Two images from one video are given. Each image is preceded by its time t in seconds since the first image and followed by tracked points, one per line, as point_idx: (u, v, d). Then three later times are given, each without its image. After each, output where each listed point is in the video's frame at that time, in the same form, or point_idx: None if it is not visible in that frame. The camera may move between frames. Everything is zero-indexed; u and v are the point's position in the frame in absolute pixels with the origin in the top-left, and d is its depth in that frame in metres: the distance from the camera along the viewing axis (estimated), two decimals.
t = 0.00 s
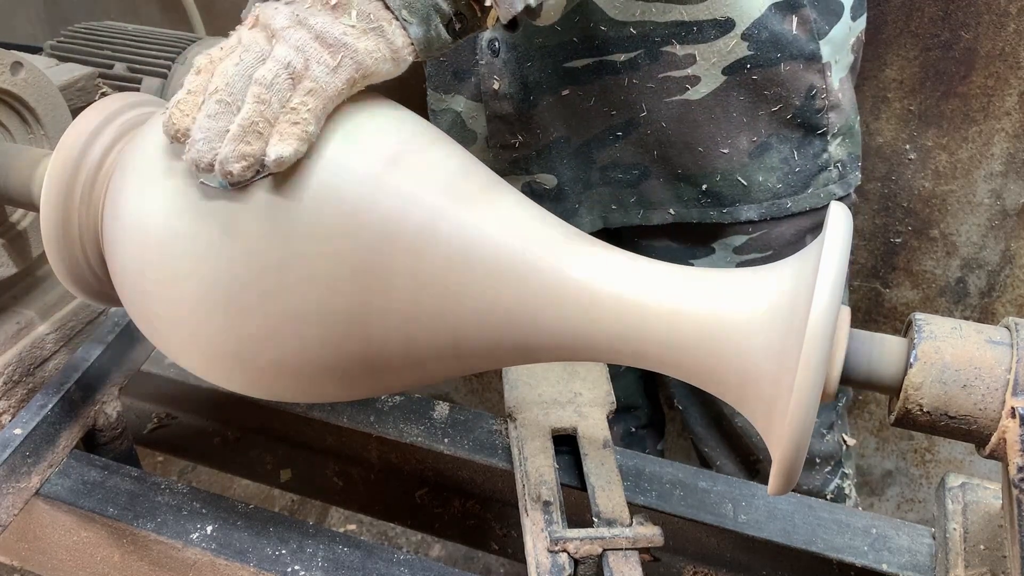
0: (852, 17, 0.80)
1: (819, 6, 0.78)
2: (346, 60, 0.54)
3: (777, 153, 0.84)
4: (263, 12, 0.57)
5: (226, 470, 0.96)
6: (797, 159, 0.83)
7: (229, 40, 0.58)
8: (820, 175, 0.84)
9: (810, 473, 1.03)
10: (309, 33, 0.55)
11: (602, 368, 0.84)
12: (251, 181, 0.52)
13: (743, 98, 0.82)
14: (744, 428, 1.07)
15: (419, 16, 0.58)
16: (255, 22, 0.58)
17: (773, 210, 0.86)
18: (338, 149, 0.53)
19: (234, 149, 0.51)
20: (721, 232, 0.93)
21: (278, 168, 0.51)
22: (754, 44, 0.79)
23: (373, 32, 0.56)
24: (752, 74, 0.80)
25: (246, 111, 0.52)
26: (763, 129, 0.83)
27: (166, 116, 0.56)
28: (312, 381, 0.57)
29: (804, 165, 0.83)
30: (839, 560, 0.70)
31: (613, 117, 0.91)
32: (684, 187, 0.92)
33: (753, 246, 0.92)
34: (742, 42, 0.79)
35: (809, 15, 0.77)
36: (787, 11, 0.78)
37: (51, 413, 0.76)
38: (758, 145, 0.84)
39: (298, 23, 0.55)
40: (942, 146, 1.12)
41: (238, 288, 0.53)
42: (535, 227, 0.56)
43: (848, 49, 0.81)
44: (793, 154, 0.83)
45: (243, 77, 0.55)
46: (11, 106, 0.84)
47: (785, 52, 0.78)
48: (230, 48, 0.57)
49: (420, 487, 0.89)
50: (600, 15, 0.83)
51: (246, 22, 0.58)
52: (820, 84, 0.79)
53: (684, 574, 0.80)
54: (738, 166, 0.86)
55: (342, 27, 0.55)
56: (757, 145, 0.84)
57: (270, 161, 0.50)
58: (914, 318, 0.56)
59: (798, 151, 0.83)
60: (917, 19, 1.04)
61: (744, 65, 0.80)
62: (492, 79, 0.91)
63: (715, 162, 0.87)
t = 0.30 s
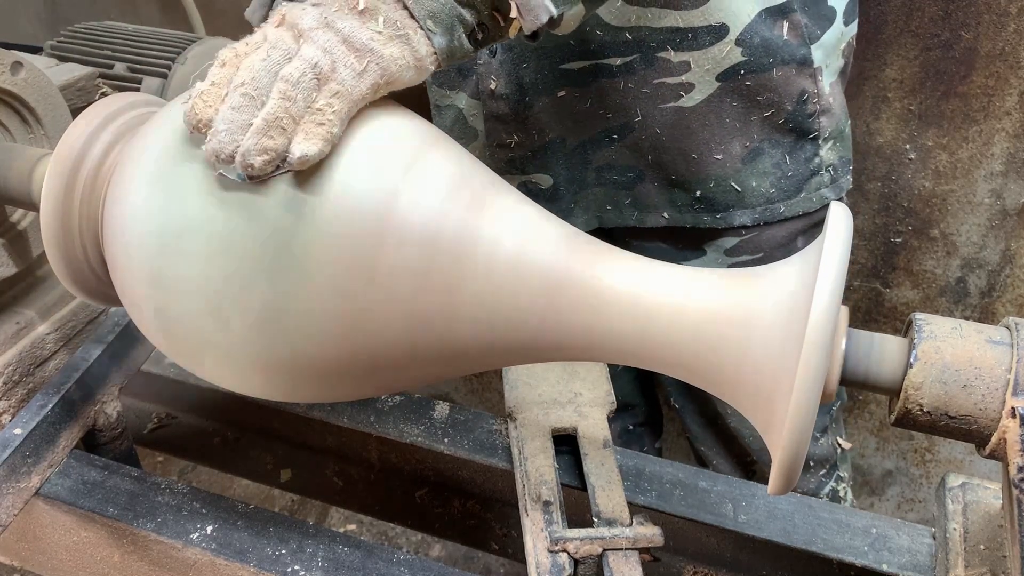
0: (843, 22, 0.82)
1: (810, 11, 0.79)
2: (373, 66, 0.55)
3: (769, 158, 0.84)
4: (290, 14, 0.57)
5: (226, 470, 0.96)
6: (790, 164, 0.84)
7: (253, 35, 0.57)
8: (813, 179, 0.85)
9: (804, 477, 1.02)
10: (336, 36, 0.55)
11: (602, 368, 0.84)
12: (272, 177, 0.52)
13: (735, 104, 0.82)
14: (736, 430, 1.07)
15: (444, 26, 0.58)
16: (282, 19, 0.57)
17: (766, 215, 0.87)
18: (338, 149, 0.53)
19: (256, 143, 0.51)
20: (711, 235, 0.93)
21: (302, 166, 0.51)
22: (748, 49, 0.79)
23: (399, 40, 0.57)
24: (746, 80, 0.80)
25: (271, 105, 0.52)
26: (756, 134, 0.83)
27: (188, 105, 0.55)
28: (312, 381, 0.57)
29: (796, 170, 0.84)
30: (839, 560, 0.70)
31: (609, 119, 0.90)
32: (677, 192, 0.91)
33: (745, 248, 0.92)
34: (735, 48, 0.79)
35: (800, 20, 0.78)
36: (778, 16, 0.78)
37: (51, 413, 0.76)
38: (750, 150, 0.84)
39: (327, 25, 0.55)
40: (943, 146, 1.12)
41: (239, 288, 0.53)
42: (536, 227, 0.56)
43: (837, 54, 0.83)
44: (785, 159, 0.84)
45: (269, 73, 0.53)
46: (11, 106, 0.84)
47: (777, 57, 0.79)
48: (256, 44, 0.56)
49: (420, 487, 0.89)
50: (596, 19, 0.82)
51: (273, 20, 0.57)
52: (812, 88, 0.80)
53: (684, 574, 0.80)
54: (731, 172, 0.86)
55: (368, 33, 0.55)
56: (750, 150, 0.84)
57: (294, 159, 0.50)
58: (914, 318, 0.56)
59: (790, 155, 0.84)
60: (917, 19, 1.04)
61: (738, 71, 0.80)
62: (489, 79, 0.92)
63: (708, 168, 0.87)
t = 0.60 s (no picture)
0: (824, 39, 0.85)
1: (786, 28, 0.84)
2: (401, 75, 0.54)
3: (744, 172, 0.87)
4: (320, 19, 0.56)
5: (226, 470, 0.96)
6: (765, 179, 0.86)
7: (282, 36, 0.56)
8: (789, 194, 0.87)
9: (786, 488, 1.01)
10: (367, 44, 0.54)
11: (602, 368, 0.84)
12: (295, 182, 0.52)
13: (710, 120, 0.86)
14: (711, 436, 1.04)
15: (472, 39, 0.58)
16: (311, 24, 0.56)
17: (743, 230, 0.89)
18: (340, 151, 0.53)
19: (283, 148, 0.51)
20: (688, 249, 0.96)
21: (327, 176, 0.51)
22: (716, 66, 0.84)
23: (428, 50, 0.56)
24: (723, 96, 0.84)
25: (299, 111, 0.52)
26: (729, 150, 0.87)
27: (213, 102, 0.54)
28: (313, 381, 0.57)
29: (772, 185, 0.86)
30: (839, 559, 0.70)
31: (593, 131, 0.94)
32: (656, 213, 0.95)
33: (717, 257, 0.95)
34: (706, 66, 0.84)
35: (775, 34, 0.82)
36: (753, 31, 0.82)
37: (51, 413, 0.76)
38: (725, 165, 0.87)
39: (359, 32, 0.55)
40: (943, 146, 1.13)
41: (240, 289, 0.53)
42: (536, 227, 0.56)
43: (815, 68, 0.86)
44: (760, 173, 0.86)
45: (300, 78, 0.53)
46: (11, 107, 0.84)
47: (749, 72, 0.83)
48: (285, 46, 0.55)
49: (420, 487, 0.89)
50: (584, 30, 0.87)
51: (302, 24, 0.57)
52: (787, 102, 0.83)
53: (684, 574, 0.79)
54: (707, 188, 0.89)
55: (397, 40, 0.55)
56: (724, 165, 0.87)
57: (320, 170, 0.51)
58: (914, 318, 0.56)
59: (765, 170, 0.86)
60: (917, 19, 1.04)
61: (715, 88, 0.84)
62: (479, 85, 0.92)
63: (686, 186, 0.90)
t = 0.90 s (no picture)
0: (811, 45, 0.85)
1: (772, 35, 0.82)
2: (419, 78, 0.55)
3: (725, 180, 0.87)
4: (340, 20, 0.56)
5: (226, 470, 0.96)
6: (747, 186, 0.87)
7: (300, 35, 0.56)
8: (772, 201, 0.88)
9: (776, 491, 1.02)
10: (386, 47, 0.55)
11: (602, 368, 0.84)
12: (310, 173, 0.53)
13: (692, 127, 0.86)
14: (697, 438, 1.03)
15: (485, 51, 0.59)
16: (329, 25, 0.56)
17: (727, 238, 0.89)
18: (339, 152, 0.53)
19: (300, 140, 0.50)
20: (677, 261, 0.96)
21: (343, 170, 0.51)
22: (697, 73, 0.83)
23: (444, 58, 0.57)
24: (704, 104, 0.84)
25: (318, 105, 0.52)
26: (711, 157, 0.87)
27: (231, 94, 0.54)
28: (311, 382, 0.57)
29: (754, 192, 0.87)
30: (839, 560, 0.70)
31: (578, 140, 0.94)
32: (640, 224, 0.96)
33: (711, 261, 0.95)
34: (686, 72, 0.84)
35: (759, 42, 0.81)
36: (737, 39, 0.82)
37: (51, 413, 0.76)
38: (707, 172, 0.88)
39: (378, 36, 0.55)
40: (943, 145, 1.12)
41: (239, 289, 0.53)
42: (536, 227, 0.56)
43: (799, 76, 0.86)
44: (742, 180, 0.87)
45: (318, 74, 0.53)
46: (12, 107, 0.84)
47: (731, 79, 0.83)
48: (304, 44, 0.55)
49: (420, 487, 0.89)
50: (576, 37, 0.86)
51: (320, 25, 0.57)
52: (767, 109, 0.84)
53: (684, 574, 0.80)
54: (689, 196, 0.90)
55: (415, 47, 0.56)
56: (706, 172, 0.88)
57: (336, 162, 0.51)
58: (914, 318, 0.56)
59: (747, 177, 0.87)
60: (917, 19, 1.04)
61: (697, 95, 0.84)
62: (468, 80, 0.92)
63: (669, 193, 0.91)
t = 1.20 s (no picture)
0: (812, 45, 0.85)
1: (772, 35, 0.83)
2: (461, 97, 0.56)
3: (727, 180, 0.88)
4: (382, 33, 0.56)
5: (226, 470, 0.96)
6: (748, 185, 0.87)
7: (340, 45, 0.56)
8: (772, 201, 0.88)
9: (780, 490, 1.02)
10: (428, 64, 0.55)
11: (602, 368, 0.84)
12: (352, 185, 0.53)
13: (697, 129, 0.86)
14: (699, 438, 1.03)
15: (522, 66, 0.59)
16: (372, 37, 0.57)
17: (729, 238, 0.89)
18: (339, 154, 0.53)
19: (345, 152, 0.51)
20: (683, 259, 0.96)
21: (386, 184, 0.52)
22: (701, 74, 0.83)
23: (483, 76, 0.57)
24: (710, 104, 0.84)
25: (364, 118, 0.52)
26: (714, 158, 0.87)
27: (275, 98, 0.54)
28: (311, 382, 0.57)
29: (755, 191, 0.87)
30: (839, 560, 0.70)
31: (588, 156, 0.93)
32: (649, 234, 0.95)
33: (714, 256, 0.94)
34: (691, 73, 0.84)
35: (761, 41, 0.82)
36: (739, 39, 0.82)
37: (50, 413, 0.76)
38: (710, 173, 0.88)
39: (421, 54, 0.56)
40: (943, 145, 1.12)
41: (239, 290, 0.53)
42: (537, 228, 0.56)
43: (800, 75, 0.86)
44: (743, 180, 0.87)
45: (364, 87, 0.54)
46: (11, 107, 0.84)
47: (734, 79, 0.83)
48: (348, 55, 0.55)
49: (420, 487, 0.89)
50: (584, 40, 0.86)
51: (361, 35, 0.57)
52: (769, 108, 0.84)
53: (684, 574, 0.80)
54: (695, 198, 0.90)
55: (456, 65, 0.56)
56: (710, 173, 0.88)
57: (381, 176, 0.52)
58: (914, 318, 0.56)
59: (748, 177, 0.87)
60: (917, 19, 1.04)
61: (702, 96, 0.84)
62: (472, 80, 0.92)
63: (676, 197, 0.91)
